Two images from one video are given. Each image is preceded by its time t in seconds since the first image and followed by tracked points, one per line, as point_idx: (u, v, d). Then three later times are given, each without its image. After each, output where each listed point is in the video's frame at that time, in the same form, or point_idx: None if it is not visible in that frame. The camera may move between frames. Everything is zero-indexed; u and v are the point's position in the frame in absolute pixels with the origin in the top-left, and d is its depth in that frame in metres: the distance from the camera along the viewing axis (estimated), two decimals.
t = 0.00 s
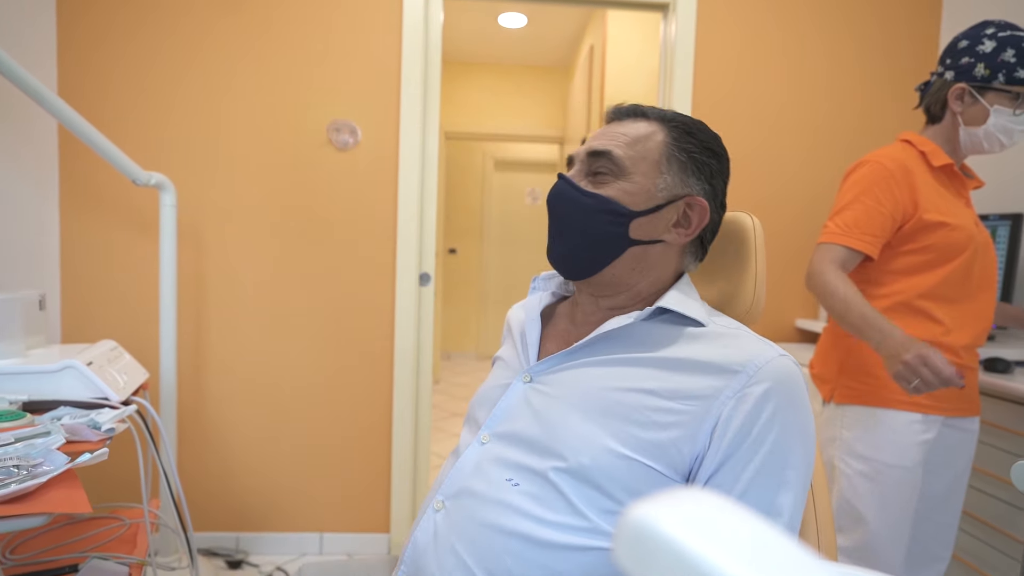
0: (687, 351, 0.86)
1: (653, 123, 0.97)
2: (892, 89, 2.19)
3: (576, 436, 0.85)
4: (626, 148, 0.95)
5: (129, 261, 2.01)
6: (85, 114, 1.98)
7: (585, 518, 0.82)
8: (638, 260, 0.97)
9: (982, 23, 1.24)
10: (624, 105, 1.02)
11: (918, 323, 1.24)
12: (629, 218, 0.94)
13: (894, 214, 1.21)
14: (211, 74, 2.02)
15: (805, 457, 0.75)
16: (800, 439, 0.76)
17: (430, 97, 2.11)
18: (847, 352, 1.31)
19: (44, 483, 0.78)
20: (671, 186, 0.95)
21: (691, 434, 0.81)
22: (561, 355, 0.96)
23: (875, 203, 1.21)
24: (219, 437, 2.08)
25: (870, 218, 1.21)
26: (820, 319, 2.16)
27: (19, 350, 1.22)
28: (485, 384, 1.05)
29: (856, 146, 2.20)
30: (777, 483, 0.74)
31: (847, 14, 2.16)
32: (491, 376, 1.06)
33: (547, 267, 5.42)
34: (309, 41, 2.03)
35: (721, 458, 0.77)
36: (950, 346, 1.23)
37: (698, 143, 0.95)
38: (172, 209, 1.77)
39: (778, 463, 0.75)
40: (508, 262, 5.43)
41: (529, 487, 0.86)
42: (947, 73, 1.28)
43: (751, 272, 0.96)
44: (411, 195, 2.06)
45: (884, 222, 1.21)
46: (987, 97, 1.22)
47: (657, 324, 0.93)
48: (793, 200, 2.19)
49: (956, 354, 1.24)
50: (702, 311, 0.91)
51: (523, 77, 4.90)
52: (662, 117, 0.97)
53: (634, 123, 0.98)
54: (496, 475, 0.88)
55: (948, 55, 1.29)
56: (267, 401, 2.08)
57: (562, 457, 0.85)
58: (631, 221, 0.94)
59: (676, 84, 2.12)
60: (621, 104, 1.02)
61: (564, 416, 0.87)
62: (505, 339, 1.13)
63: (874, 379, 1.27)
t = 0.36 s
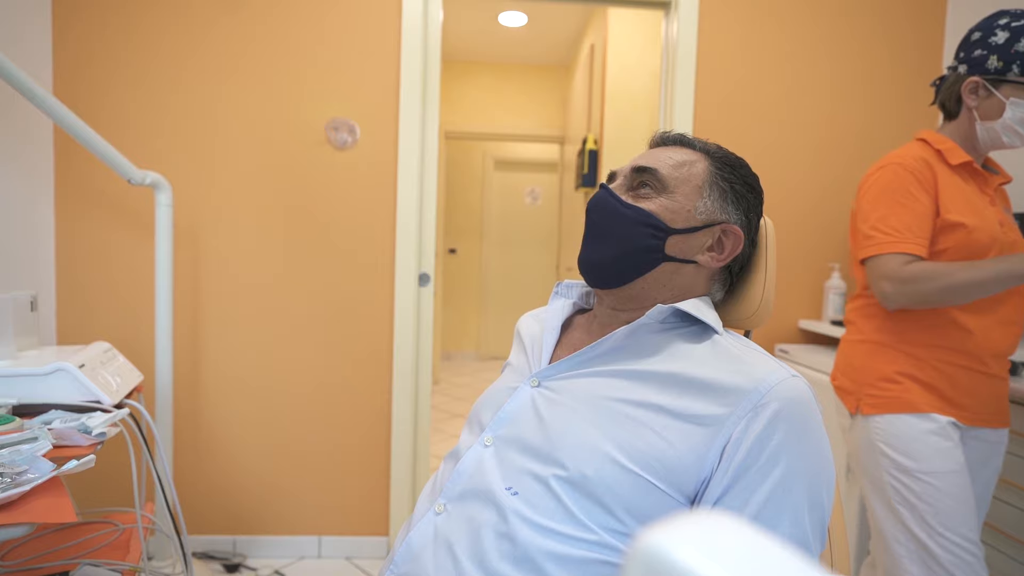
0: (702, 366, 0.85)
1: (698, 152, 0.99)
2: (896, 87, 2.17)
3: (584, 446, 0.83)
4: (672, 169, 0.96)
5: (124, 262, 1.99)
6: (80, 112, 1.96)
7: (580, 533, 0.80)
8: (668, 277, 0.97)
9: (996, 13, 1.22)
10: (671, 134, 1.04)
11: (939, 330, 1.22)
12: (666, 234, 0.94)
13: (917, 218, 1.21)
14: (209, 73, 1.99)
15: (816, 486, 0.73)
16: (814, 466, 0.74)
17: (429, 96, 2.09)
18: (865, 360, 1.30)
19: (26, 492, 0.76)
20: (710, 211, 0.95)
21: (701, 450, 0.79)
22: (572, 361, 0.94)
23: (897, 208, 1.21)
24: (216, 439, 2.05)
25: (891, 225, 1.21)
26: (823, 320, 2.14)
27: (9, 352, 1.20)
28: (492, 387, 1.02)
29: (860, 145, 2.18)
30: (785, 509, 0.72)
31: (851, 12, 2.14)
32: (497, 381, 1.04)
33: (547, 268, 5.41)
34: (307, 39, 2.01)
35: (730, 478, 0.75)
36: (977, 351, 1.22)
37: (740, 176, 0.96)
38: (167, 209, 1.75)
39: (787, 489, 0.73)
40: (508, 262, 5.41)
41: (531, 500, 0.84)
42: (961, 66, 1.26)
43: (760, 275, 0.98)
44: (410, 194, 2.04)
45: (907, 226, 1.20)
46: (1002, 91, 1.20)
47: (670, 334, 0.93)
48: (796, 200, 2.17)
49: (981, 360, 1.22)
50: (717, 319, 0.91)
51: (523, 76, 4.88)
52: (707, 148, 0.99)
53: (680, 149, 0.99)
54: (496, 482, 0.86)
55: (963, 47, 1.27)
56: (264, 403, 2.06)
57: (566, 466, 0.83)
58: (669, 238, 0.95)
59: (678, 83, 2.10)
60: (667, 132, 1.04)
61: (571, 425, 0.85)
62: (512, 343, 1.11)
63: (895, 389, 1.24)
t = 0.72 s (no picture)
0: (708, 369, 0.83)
1: (693, 140, 0.98)
2: (901, 84, 2.14)
3: (589, 454, 0.80)
4: (665, 157, 0.95)
5: (119, 261, 1.97)
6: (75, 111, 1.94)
7: (590, 546, 0.77)
8: (673, 269, 0.95)
9: None
10: (663, 125, 1.03)
11: None
12: (667, 223, 0.93)
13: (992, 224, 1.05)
14: (205, 70, 1.97)
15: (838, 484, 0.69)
16: (832, 462, 0.70)
17: (429, 94, 2.07)
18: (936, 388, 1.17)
19: (11, 497, 0.77)
20: (709, 197, 0.94)
21: (712, 454, 0.76)
22: (573, 366, 0.92)
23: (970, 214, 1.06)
24: (213, 440, 2.03)
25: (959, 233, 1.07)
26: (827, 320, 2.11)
27: None
28: (493, 405, 0.99)
29: (864, 144, 2.15)
30: (804, 510, 0.68)
31: (855, 9, 2.12)
32: (498, 397, 1.01)
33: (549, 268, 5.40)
34: (305, 37, 1.99)
35: (742, 478, 0.72)
36: None
37: (737, 160, 0.95)
38: (163, 208, 1.73)
39: (805, 487, 0.69)
40: (508, 262, 5.39)
41: (539, 518, 0.81)
42: None
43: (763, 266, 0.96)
44: (409, 193, 2.02)
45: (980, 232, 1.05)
46: None
47: (680, 334, 0.91)
48: (798, 199, 2.15)
49: None
50: (730, 315, 0.90)
51: (523, 75, 4.86)
52: (700, 135, 0.98)
53: (673, 138, 0.99)
54: (501, 499, 0.84)
55: None
56: (262, 404, 2.04)
57: (572, 477, 0.81)
58: (669, 227, 0.93)
59: (680, 81, 2.08)
60: (660, 124, 1.04)
61: (576, 433, 0.83)
62: (509, 360, 1.09)
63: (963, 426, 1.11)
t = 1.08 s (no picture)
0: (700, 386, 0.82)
1: (688, 154, 0.95)
2: (904, 82, 2.12)
3: (580, 463, 0.79)
4: (660, 177, 0.93)
5: (116, 261, 1.95)
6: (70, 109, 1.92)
7: (577, 556, 0.76)
8: (669, 289, 0.94)
9: None
10: (658, 137, 1.00)
11: None
12: (662, 246, 0.92)
13: None
14: (203, 68, 1.96)
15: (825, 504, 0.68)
16: (821, 481, 0.69)
17: (428, 92, 2.06)
18: None
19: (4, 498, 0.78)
20: (706, 216, 0.92)
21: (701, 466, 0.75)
22: (571, 379, 0.91)
23: None
24: (211, 440, 2.02)
25: None
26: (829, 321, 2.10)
27: None
28: (490, 406, 0.97)
29: (867, 142, 2.14)
30: (792, 526, 0.66)
31: (858, 6, 2.10)
32: (495, 402, 0.98)
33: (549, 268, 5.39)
34: (304, 34, 1.98)
35: (729, 492, 0.70)
36: None
37: (735, 174, 0.93)
38: (160, 206, 1.72)
39: (792, 503, 0.67)
40: (508, 262, 5.38)
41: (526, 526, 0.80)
42: None
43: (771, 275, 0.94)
44: (408, 191, 2.00)
45: None
46: None
47: (677, 351, 0.90)
48: (800, 198, 2.13)
49: None
50: (728, 338, 0.89)
51: (524, 74, 4.84)
52: (696, 149, 0.95)
53: (667, 153, 0.97)
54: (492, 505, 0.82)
55: None
56: (260, 404, 2.02)
57: (560, 486, 0.79)
58: (664, 250, 0.92)
59: (680, 80, 2.07)
60: (653, 137, 1.01)
61: (567, 441, 0.82)
62: (508, 360, 1.06)
63: None
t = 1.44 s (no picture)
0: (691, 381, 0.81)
1: (657, 145, 0.94)
2: (906, 80, 2.11)
3: (575, 469, 0.78)
4: (632, 173, 0.92)
5: (113, 261, 1.94)
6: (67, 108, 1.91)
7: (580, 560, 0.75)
8: (656, 287, 0.93)
9: None
10: (624, 132, 1.00)
11: None
12: (643, 243, 0.91)
13: None
14: (200, 66, 1.95)
15: (826, 480, 0.68)
16: (820, 459, 0.69)
17: (428, 91, 2.04)
18: None
19: None
20: (683, 207, 0.91)
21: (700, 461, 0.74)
22: (559, 387, 0.90)
23: None
24: (209, 441, 2.01)
25: None
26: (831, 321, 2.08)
27: None
28: (474, 426, 0.95)
29: (869, 141, 2.12)
30: (794, 507, 0.66)
31: (859, 4, 2.09)
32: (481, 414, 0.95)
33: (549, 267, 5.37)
34: (302, 33, 1.96)
35: (728, 480, 0.70)
36: None
37: (706, 162, 0.92)
38: (157, 205, 1.71)
39: (795, 485, 0.67)
40: (508, 261, 5.37)
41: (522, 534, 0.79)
42: None
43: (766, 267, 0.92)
44: (407, 191, 1.99)
45: None
46: None
47: (667, 350, 0.89)
48: (801, 197, 2.12)
49: None
50: (718, 331, 0.87)
51: (524, 74, 4.83)
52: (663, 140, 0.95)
53: (636, 146, 0.96)
54: (489, 524, 0.81)
55: None
56: (258, 405, 2.01)
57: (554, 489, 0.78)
58: (646, 246, 0.91)
59: (681, 79, 2.06)
60: (620, 131, 1.00)
61: (560, 448, 0.80)
62: (489, 371, 1.05)
63: None
